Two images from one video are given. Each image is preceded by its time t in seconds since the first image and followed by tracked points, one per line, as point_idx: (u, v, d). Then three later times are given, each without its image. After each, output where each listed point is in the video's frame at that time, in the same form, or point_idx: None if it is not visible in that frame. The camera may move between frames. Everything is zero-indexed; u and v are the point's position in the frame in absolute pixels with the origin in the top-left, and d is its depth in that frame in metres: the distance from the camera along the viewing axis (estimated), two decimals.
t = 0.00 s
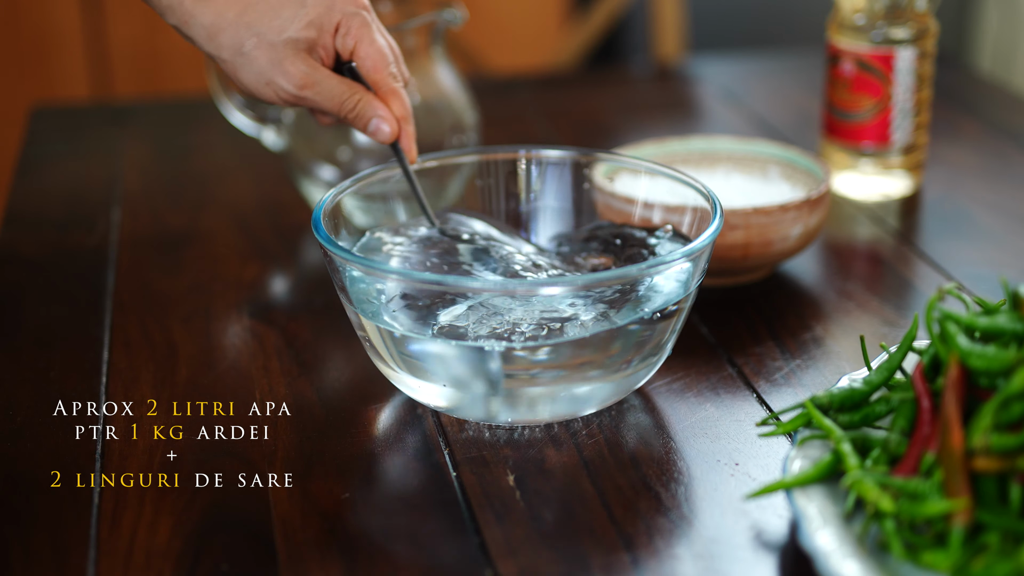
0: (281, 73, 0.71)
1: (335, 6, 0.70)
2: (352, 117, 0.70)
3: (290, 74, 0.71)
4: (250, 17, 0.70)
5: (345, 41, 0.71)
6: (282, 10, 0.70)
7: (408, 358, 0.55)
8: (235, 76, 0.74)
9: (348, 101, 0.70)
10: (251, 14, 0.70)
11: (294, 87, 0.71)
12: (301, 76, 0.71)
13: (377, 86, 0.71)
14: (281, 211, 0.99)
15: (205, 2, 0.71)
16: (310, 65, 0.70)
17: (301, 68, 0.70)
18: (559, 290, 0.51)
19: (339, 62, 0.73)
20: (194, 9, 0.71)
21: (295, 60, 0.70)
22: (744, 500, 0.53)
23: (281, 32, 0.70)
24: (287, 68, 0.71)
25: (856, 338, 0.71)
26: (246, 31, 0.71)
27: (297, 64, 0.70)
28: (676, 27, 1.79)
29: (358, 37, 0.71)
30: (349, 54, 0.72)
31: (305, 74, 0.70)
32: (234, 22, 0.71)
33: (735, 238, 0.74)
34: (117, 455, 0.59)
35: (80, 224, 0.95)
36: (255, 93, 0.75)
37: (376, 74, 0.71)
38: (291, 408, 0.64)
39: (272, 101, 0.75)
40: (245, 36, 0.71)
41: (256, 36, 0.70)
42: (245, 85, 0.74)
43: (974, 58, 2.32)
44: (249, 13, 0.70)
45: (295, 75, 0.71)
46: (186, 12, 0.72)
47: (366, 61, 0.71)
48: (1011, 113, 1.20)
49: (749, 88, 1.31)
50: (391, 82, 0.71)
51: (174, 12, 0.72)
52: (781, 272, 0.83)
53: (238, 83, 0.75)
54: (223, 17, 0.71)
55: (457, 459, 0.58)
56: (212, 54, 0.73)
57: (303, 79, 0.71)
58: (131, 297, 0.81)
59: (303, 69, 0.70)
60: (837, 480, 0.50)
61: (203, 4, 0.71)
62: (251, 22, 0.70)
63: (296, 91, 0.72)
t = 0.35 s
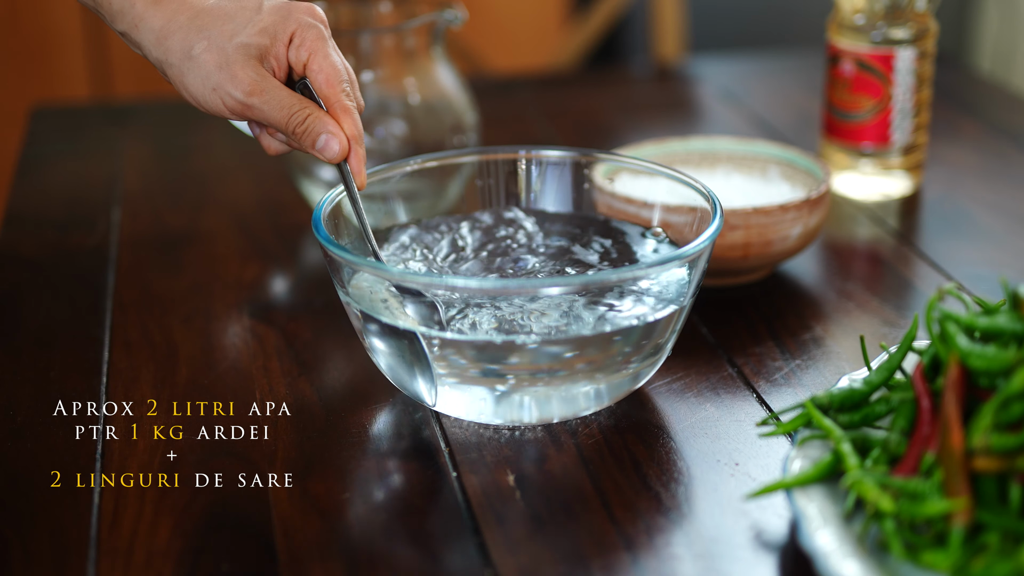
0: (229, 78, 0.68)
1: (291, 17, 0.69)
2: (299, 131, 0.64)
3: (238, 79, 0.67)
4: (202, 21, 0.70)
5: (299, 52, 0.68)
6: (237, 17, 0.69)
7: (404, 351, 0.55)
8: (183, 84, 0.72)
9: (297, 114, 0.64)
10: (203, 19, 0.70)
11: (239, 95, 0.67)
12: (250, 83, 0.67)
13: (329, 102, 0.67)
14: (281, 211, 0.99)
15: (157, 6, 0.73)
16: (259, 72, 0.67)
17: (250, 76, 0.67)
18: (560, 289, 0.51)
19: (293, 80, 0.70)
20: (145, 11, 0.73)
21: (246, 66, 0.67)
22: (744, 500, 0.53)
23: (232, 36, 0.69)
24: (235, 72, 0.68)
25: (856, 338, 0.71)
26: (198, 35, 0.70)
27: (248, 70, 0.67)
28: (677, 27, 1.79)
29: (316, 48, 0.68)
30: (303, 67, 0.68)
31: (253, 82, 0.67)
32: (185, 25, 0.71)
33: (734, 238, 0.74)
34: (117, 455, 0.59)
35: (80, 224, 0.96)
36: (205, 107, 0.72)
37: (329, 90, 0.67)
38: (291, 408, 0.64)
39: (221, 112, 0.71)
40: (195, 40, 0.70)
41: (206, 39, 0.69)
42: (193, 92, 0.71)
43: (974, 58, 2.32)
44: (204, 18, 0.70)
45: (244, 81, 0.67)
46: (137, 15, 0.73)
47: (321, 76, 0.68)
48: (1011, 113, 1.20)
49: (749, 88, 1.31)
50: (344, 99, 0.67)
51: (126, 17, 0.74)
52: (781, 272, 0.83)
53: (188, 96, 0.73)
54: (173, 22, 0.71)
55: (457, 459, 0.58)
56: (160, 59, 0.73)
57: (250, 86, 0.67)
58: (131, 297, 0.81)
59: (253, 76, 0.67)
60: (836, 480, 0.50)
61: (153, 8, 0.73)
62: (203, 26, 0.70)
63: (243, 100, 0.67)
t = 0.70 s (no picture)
0: (330, 87, 0.68)
1: (378, 18, 0.69)
2: (402, 128, 0.68)
3: (337, 86, 0.68)
4: (296, 32, 0.68)
5: (390, 51, 0.69)
6: (328, 25, 0.68)
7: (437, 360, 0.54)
8: (279, 93, 0.71)
9: (399, 112, 0.67)
10: (295, 30, 0.68)
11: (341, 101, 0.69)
12: (350, 89, 0.68)
13: (425, 95, 0.70)
14: (281, 211, 0.99)
15: (245, 22, 0.69)
16: (359, 77, 0.68)
17: (353, 82, 0.68)
18: (560, 290, 0.51)
19: (382, 75, 0.71)
20: (234, 30, 0.69)
21: (344, 74, 0.68)
22: (744, 501, 0.53)
23: (328, 46, 0.68)
24: (337, 80, 0.68)
25: (856, 338, 0.71)
26: (292, 47, 0.68)
27: (346, 76, 0.68)
28: (677, 27, 1.79)
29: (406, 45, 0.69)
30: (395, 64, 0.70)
31: (354, 87, 0.68)
32: (278, 38, 0.68)
33: (735, 238, 0.74)
34: (117, 455, 0.59)
35: (80, 224, 0.95)
36: (302, 113, 0.72)
37: (423, 84, 0.70)
38: (291, 408, 0.64)
39: (321, 117, 0.72)
40: (291, 53, 0.68)
41: (302, 52, 0.68)
42: (293, 102, 0.71)
43: (974, 57, 2.31)
44: (294, 29, 0.68)
45: (345, 88, 0.68)
46: (225, 33, 0.69)
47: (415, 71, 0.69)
48: (1011, 113, 1.20)
49: (750, 88, 1.31)
50: (439, 90, 0.70)
51: (213, 34, 0.70)
52: (781, 272, 0.83)
53: (283, 102, 0.72)
54: (264, 36, 0.68)
55: (457, 459, 0.58)
56: (256, 73, 0.70)
57: (352, 92, 0.68)
58: (131, 297, 0.81)
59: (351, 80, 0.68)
60: (837, 480, 0.50)
61: (241, 24, 0.69)
62: (296, 38, 0.68)
63: (346, 106, 0.69)
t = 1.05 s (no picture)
0: (352, 102, 0.67)
1: (403, 35, 0.68)
2: (424, 146, 0.65)
3: (359, 102, 0.67)
4: (319, 48, 0.67)
5: (415, 68, 0.68)
6: (352, 40, 0.67)
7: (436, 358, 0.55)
8: (302, 109, 0.71)
9: (421, 130, 0.65)
10: (319, 45, 0.68)
11: (362, 117, 0.67)
12: (371, 106, 0.67)
13: (449, 115, 0.68)
14: (281, 211, 0.99)
15: (269, 36, 0.68)
16: (381, 93, 0.67)
17: (373, 98, 0.67)
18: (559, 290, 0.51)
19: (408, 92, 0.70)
20: (257, 43, 0.68)
21: (367, 89, 0.67)
22: (744, 501, 0.53)
23: (351, 62, 0.67)
24: (358, 96, 0.67)
25: (856, 338, 0.71)
26: (314, 62, 0.68)
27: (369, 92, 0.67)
28: (677, 28, 1.79)
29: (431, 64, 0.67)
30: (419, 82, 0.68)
31: (375, 104, 0.67)
32: (301, 53, 0.68)
33: (735, 238, 0.74)
34: (117, 455, 0.59)
35: (80, 224, 0.96)
36: (324, 129, 0.72)
37: (448, 102, 0.68)
38: (291, 408, 0.64)
39: (343, 134, 0.71)
40: (314, 67, 0.68)
41: (325, 66, 0.67)
42: (315, 118, 0.70)
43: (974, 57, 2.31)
44: (317, 44, 0.68)
45: (366, 104, 0.67)
46: (249, 46, 0.69)
47: (438, 90, 0.68)
48: (1012, 113, 1.20)
49: (750, 88, 1.31)
50: (464, 109, 0.68)
51: (237, 48, 0.69)
52: (781, 272, 0.83)
53: (306, 119, 0.72)
54: (287, 50, 0.68)
55: (456, 459, 0.58)
56: (277, 89, 0.70)
57: (372, 108, 0.67)
58: (131, 297, 0.81)
59: (372, 96, 0.67)
60: (837, 480, 0.50)
61: (265, 37, 0.68)
62: (319, 53, 0.67)
63: (368, 123, 0.68)
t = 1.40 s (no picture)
0: (256, 91, 0.66)
1: (316, 27, 0.66)
2: (326, 142, 0.62)
3: (264, 92, 0.65)
4: (228, 34, 0.67)
5: (325, 62, 0.65)
6: (262, 29, 0.67)
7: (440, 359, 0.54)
8: (211, 98, 0.70)
9: (325, 124, 0.62)
10: (229, 32, 0.67)
11: (268, 108, 0.66)
12: (276, 97, 0.65)
13: (357, 112, 0.64)
14: (281, 211, 0.99)
15: (183, 21, 0.70)
16: (287, 84, 0.65)
17: (279, 87, 0.65)
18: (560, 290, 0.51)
19: (321, 88, 0.67)
20: (171, 27, 0.70)
21: (272, 79, 0.65)
22: (744, 501, 0.53)
23: (257, 49, 0.66)
24: (263, 85, 0.66)
25: (856, 338, 0.71)
26: (222, 48, 0.67)
27: (275, 83, 0.65)
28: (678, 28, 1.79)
29: (343, 59, 0.65)
30: (331, 77, 0.66)
31: (281, 94, 0.65)
32: (211, 38, 0.68)
33: (735, 238, 0.74)
34: (117, 455, 0.59)
35: (80, 224, 0.96)
36: (233, 120, 0.71)
37: (356, 99, 0.65)
38: (291, 408, 0.64)
39: (249, 125, 0.70)
40: (221, 53, 0.67)
41: (231, 53, 0.67)
42: (220, 106, 0.69)
43: (975, 56, 2.31)
44: (228, 31, 0.68)
45: (270, 94, 0.65)
46: (162, 30, 0.70)
47: (349, 85, 0.65)
48: (1012, 113, 1.20)
49: (750, 88, 1.31)
50: (373, 108, 0.64)
51: (151, 31, 0.71)
52: (781, 272, 0.83)
53: (215, 109, 0.71)
54: (198, 35, 0.69)
55: (457, 459, 0.58)
56: (187, 74, 0.70)
57: (278, 100, 0.65)
58: (131, 297, 0.81)
59: (279, 87, 0.65)
60: (837, 480, 0.50)
61: (179, 22, 0.70)
62: (228, 39, 0.67)
63: (271, 113, 0.66)
